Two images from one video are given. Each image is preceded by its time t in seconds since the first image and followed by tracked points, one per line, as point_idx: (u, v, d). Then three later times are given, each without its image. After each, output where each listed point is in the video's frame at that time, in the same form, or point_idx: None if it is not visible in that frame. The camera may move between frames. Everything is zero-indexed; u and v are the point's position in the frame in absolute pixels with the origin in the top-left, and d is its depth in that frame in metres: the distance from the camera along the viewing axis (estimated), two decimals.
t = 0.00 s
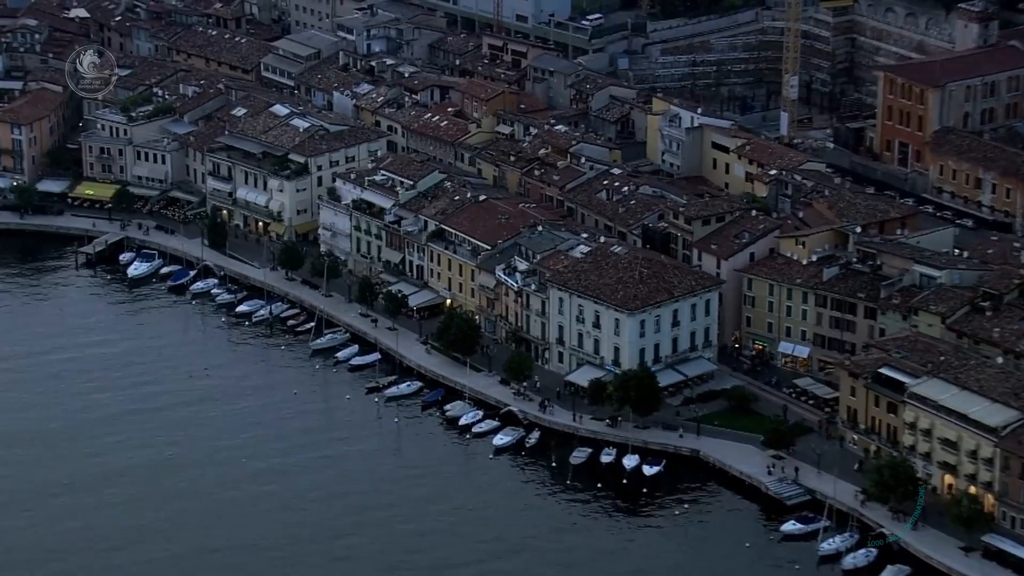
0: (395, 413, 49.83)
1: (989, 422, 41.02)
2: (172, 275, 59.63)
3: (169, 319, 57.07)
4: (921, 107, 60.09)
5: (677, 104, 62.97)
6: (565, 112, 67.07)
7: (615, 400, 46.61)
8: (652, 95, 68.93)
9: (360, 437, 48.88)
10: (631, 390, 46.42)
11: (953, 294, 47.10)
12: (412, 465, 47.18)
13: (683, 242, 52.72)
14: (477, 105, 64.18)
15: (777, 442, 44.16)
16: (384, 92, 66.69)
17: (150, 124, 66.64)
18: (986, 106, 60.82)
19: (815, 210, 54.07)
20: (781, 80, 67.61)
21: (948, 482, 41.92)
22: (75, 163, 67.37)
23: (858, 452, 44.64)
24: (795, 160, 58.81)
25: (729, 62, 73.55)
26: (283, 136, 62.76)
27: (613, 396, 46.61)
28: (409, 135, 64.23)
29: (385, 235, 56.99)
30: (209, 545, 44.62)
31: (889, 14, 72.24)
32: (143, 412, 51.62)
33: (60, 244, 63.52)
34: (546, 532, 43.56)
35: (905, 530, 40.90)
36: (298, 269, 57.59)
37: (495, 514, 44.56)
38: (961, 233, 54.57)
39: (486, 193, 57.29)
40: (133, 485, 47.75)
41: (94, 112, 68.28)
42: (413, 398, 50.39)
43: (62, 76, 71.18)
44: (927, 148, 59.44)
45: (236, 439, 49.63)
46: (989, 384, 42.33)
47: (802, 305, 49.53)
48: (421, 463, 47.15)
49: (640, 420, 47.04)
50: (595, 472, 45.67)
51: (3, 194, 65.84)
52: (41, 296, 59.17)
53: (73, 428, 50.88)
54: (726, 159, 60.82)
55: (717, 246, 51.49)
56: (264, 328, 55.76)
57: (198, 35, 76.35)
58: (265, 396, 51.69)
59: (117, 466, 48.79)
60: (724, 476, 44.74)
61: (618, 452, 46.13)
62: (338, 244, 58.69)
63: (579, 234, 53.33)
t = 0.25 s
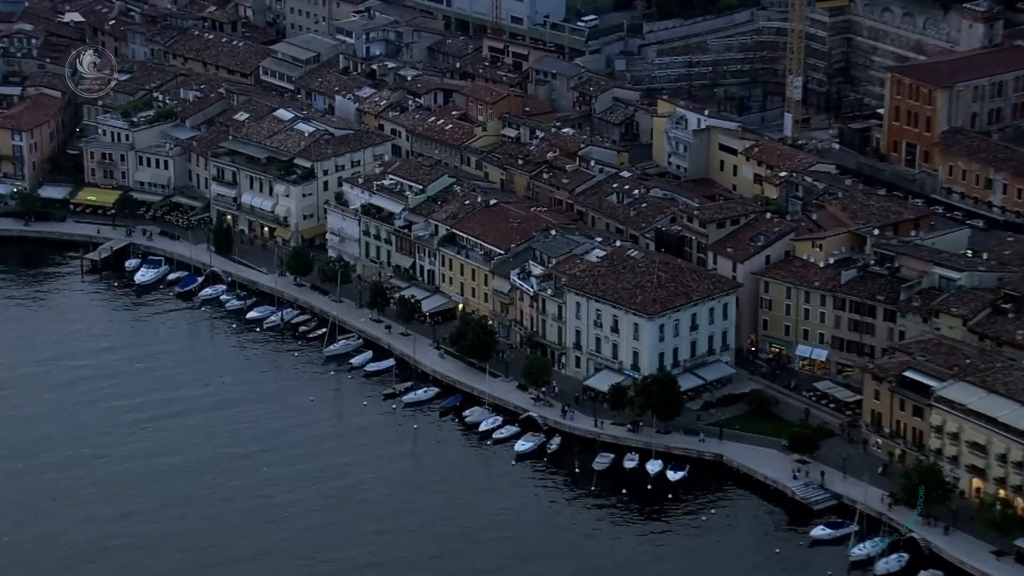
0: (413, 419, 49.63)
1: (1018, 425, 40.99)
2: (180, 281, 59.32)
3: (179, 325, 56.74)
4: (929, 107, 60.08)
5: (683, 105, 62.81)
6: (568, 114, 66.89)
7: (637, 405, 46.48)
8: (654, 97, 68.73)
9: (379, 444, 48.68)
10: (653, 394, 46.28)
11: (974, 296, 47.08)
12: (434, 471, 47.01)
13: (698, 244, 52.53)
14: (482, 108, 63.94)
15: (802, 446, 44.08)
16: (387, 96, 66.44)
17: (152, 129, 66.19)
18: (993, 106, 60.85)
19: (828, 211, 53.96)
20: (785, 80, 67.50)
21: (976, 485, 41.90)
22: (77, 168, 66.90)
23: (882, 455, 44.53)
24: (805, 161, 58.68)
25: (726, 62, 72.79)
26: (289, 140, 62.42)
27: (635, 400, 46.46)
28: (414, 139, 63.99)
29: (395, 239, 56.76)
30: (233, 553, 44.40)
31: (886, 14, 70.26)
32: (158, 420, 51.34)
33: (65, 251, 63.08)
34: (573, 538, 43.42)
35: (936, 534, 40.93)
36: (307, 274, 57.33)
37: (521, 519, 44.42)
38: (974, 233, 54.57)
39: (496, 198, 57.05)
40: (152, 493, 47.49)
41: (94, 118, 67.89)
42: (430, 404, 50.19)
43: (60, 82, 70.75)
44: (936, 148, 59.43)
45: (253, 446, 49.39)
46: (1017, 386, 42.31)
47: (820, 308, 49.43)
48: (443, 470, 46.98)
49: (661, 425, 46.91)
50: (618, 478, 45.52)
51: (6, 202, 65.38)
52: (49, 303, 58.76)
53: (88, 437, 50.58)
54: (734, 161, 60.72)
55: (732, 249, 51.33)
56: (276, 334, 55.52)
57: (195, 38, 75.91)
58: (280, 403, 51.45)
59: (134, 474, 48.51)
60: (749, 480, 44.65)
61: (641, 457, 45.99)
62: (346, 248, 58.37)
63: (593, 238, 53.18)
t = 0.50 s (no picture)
0: (430, 424, 49.52)
1: None
2: (188, 286, 59.15)
3: (189, 330, 56.57)
4: (936, 107, 60.12)
5: (689, 107, 62.74)
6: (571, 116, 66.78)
7: (657, 410, 46.45)
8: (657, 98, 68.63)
9: (397, 448, 48.59)
10: (672, 397, 46.22)
11: (992, 297, 47.16)
12: (453, 476, 46.94)
13: (711, 246, 52.44)
14: (487, 111, 63.80)
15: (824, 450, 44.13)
16: (390, 99, 66.27)
17: (154, 133, 65.84)
18: (999, 106, 60.93)
19: (840, 212, 53.87)
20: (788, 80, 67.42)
21: (1001, 488, 42.09)
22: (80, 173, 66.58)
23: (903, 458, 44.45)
24: (813, 162, 58.59)
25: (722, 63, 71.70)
26: (294, 145, 62.12)
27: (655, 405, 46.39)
28: (419, 142, 63.84)
29: (404, 243, 56.58)
30: (256, 559, 44.30)
31: (884, 14, 68.17)
32: (172, 424, 51.17)
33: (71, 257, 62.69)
34: (597, 542, 43.42)
35: (963, 537, 41.10)
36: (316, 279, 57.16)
37: (544, 524, 44.39)
38: (985, 234, 54.64)
39: (505, 201, 56.81)
40: (171, 498, 47.34)
41: (96, 122, 67.62)
42: (446, 409, 50.12)
43: (61, 87, 70.43)
44: (944, 148, 59.47)
45: (269, 451, 49.26)
46: None
47: (836, 310, 49.38)
48: (462, 474, 46.92)
49: (681, 429, 46.90)
50: (639, 482, 45.49)
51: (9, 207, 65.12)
52: (56, 308, 58.52)
53: (103, 442, 50.41)
54: (741, 162, 60.67)
55: (746, 251, 51.18)
56: (287, 339, 55.39)
57: (193, 41, 75.57)
58: (294, 408, 51.33)
59: (151, 479, 48.37)
60: (771, 483, 44.67)
61: (661, 462, 45.97)
62: (353, 253, 58.04)
63: (605, 241, 53.10)
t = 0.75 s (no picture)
0: (452, 429, 49.38)
1: None
2: (202, 292, 58.93)
3: (204, 336, 56.32)
4: (948, 107, 60.12)
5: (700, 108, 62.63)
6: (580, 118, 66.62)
7: (684, 414, 46.37)
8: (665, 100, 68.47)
9: (421, 453, 48.45)
10: (699, 400, 46.17)
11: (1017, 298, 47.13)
12: (478, 481, 46.81)
13: (731, 249, 52.33)
14: (497, 113, 63.63)
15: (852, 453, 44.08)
16: (398, 102, 66.03)
17: (161, 138, 65.52)
18: (1011, 106, 60.95)
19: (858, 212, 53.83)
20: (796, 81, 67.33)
21: None
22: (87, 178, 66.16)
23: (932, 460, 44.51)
24: (827, 163, 58.51)
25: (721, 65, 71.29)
26: (305, 148, 61.91)
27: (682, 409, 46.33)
28: (428, 145, 63.62)
29: (420, 247, 56.36)
30: (285, 565, 44.14)
31: (884, 14, 68.28)
32: (192, 429, 50.95)
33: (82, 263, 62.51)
34: (628, 548, 43.37)
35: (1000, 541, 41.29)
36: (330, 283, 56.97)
37: (574, 529, 44.31)
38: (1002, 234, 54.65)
39: (521, 204, 56.69)
40: (195, 505, 47.14)
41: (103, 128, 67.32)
42: (469, 414, 49.98)
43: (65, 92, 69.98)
44: (956, 148, 59.48)
45: (292, 456, 49.06)
46: None
47: (858, 311, 49.33)
48: (488, 479, 46.80)
49: (707, 433, 46.83)
50: (667, 487, 45.45)
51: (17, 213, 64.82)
52: (69, 314, 58.18)
53: (123, 449, 50.17)
54: (754, 164, 60.58)
55: (767, 253, 51.14)
56: (304, 345, 55.20)
57: (195, 44, 75.22)
58: (314, 413, 51.13)
59: (175, 485, 48.16)
60: (800, 487, 44.65)
61: (689, 466, 45.92)
62: (366, 256, 57.81)
63: (624, 244, 52.97)
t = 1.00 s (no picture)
0: (470, 432, 49.35)
1: None
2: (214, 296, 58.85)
3: (216, 340, 56.24)
4: (958, 108, 60.20)
5: (709, 110, 62.61)
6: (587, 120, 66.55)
7: (704, 417, 46.39)
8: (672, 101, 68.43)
9: (440, 456, 48.44)
10: (720, 403, 46.21)
11: None
12: (498, 484, 46.82)
13: (747, 251, 52.33)
14: (506, 116, 63.58)
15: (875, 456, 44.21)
16: (406, 104, 65.91)
17: (168, 141, 65.36)
18: (1020, 106, 61.05)
19: (872, 214, 53.84)
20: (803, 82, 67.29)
21: None
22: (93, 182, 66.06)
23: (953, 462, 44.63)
24: (838, 165, 58.53)
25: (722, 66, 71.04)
26: (314, 152, 61.80)
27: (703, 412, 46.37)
28: (437, 148, 63.52)
29: (432, 251, 56.26)
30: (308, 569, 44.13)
31: (885, 15, 68.61)
32: (209, 433, 50.87)
33: (91, 268, 62.44)
34: (651, 551, 43.45)
35: None
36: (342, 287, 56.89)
37: (597, 532, 44.36)
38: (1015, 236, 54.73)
39: (534, 207, 56.62)
40: (215, 509, 47.08)
41: (109, 132, 67.15)
42: (486, 417, 49.96)
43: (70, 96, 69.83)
44: (967, 149, 59.56)
45: (309, 459, 49.02)
46: None
47: (875, 313, 49.36)
48: (509, 483, 46.81)
49: (727, 436, 46.88)
50: (689, 491, 45.51)
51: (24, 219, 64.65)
52: (80, 318, 58.08)
53: (140, 454, 50.08)
54: (764, 165, 60.56)
55: (782, 255, 51.12)
56: (318, 349, 55.16)
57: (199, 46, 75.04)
58: (331, 416, 51.09)
59: (194, 489, 48.09)
60: (823, 490, 44.79)
61: (710, 469, 45.99)
62: (377, 259, 57.68)
63: (639, 247, 52.92)
